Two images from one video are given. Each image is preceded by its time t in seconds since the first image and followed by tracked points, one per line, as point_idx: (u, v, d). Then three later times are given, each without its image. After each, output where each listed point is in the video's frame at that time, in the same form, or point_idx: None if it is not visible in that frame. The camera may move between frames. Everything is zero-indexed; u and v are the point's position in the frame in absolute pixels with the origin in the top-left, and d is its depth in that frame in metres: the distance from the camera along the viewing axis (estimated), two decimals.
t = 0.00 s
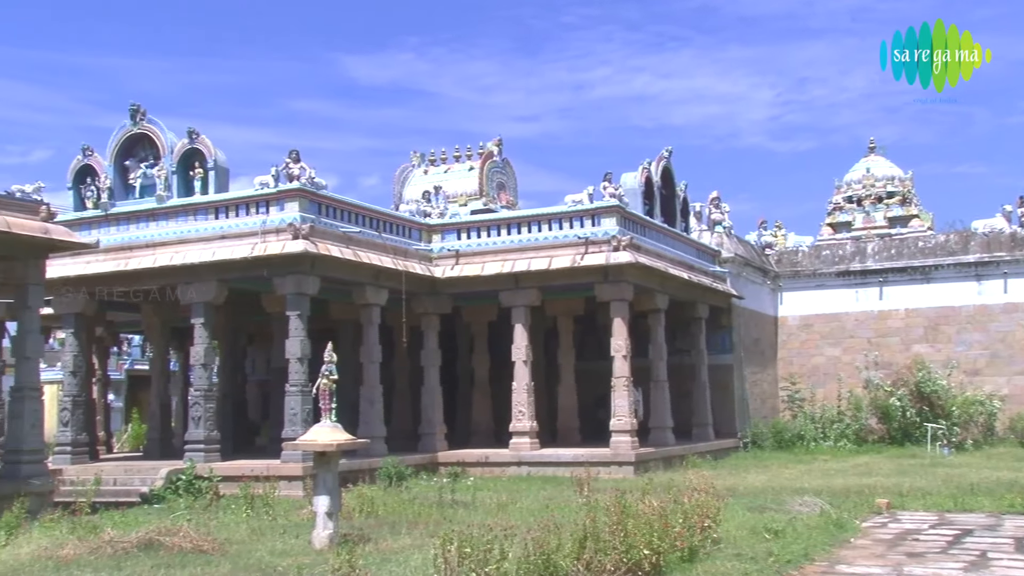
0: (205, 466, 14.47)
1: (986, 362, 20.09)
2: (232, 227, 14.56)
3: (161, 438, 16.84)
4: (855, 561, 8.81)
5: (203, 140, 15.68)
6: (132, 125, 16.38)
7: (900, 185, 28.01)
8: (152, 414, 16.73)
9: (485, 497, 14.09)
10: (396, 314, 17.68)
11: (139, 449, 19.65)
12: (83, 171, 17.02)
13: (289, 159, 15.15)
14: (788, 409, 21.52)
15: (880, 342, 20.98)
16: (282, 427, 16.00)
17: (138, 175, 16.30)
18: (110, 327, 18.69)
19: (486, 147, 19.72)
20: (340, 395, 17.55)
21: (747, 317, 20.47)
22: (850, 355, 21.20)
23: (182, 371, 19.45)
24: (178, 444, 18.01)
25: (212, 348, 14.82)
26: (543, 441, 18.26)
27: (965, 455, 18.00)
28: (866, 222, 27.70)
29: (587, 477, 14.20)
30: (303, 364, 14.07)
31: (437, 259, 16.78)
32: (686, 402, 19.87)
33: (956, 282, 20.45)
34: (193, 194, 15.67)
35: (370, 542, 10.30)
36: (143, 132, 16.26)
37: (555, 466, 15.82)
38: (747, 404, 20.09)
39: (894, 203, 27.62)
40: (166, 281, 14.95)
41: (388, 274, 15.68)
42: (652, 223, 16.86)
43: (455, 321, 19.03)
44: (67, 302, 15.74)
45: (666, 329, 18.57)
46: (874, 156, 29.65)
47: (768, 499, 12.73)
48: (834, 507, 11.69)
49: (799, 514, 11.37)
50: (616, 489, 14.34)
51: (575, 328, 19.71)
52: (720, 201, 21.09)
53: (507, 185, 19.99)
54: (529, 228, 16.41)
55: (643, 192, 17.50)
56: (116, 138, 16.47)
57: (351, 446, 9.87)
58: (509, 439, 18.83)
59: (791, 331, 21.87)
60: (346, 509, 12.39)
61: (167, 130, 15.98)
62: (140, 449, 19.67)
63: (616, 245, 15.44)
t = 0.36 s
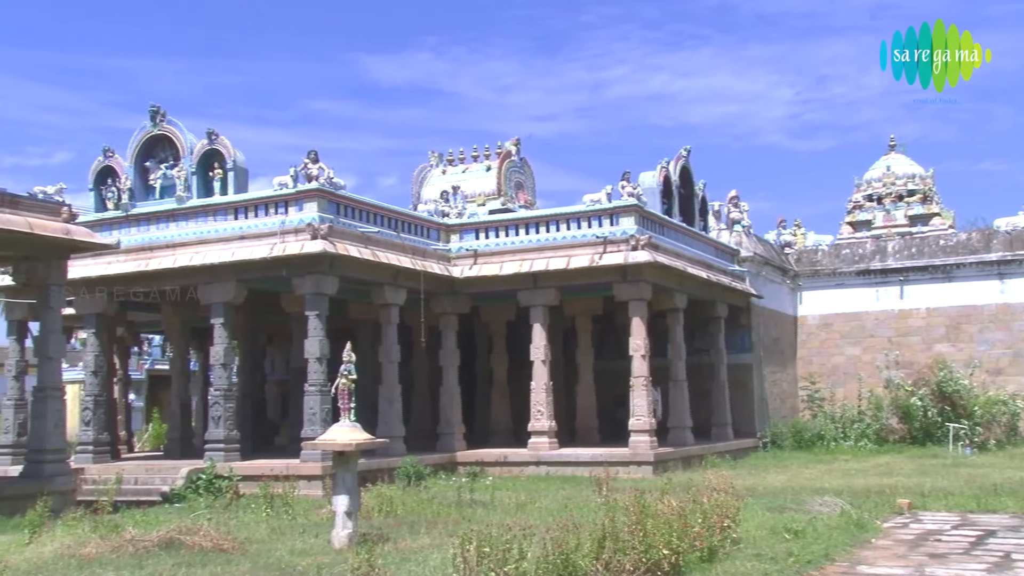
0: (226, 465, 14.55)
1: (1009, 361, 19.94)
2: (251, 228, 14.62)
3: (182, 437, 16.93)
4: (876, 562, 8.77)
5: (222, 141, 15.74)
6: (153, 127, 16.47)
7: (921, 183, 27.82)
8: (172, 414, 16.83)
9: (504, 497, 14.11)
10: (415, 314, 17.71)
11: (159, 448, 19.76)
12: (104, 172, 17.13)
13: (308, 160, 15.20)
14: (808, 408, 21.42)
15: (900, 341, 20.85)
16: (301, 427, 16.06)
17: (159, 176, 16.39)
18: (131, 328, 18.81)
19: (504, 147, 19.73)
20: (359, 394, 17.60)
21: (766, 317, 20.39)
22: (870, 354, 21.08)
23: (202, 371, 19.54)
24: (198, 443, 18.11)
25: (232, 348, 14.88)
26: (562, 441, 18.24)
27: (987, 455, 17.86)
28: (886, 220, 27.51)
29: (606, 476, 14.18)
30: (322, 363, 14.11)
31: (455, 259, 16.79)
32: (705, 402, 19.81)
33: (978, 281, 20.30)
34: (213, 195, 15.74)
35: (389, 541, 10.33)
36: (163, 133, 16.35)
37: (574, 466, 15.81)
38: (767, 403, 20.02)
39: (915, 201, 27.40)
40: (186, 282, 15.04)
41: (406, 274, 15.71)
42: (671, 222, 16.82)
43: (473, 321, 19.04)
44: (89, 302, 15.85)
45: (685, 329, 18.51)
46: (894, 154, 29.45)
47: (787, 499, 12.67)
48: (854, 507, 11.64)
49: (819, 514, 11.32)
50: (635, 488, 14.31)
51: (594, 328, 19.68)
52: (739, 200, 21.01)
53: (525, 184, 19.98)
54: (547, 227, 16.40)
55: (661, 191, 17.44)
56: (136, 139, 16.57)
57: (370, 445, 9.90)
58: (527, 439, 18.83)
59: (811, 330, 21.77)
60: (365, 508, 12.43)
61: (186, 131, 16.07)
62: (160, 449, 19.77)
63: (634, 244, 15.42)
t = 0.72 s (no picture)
0: (245, 465, 14.62)
1: None
2: (270, 228, 14.67)
3: (202, 437, 17.02)
4: (898, 562, 8.71)
5: (241, 142, 15.81)
6: (172, 128, 16.56)
7: (942, 181, 27.63)
8: (192, 413, 16.92)
9: (522, 496, 14.11)
10: (433, 313, 17.72)
11: (179, 448, 19.86)
12: (124, 173, 17.24)
13: (326, 160, 15.25)
14: (827, 408, 21.32)
15: (921, 340, 20.70)
16: (320, 427, 16.11)
17: (178, 177, 16.48)
18: (151, 328, 18.91)
19: (522, 146, 19.73)
20: (378, 394, 17.64)
21: (785, 316, 20.31)
22: (890, 354, 20.94)
23: (222, 371, 19.64)
24: (218, 443, 18.20)
25: (251, 348, 14.94)
26: (580, 440, 18.22)
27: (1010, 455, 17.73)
28: (907, 218, 27.36)
29: (625, 476, 14.16)
30: (340, 363, 14.16)
31: (473, 259, 16.80)
32: (724, 401, 19.75)
33: (1001, 280, 20.09)
34: (232, 195, 15.81)
35: (408, 541, 10.35)
36: (183, 134, 16.43)
37: (592, 465, 15.81)
38: (786, 403, 19.94)
39: (936, 200, 27.25)
40: (205, 282, 15.12)
41: (424, 274, 15.74)
42: (690, 221, 16.77)
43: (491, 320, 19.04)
44: (110, 303, 15.95)
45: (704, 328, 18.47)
46: (915, 152, 29.26)
47: (807, 499, 12.61)
48: (875, 507, 11.58)
49: (840, 514, 11.27)
50: (653, 488, 14.28)
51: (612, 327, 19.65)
52: (758, 199, 20.92)
53: (543, 184, 19.97)
54: (565, 227, 16.39)
55: (680, 190, 17.39)
56: (156, 140, 16.67)
57: (389, 444, 9.91)
58: (546, 438, 18.83)
59: (830, 329, 21.67)
60: (384, 508, 12.47)
61: (206, 132, 16.14)
62: (181, 448, 19.88)
63: (653, 243, 15.38)
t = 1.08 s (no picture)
0: (264, 464, 14.68)
1: None
2: (288, 228, 14.72)
3: (221, 437, 17.10)
4: (919, 563, 8.66)
5: (260, 142, 15.86)
6: (191, 129, 16.63)
7: (963, 179, 27.45)
8: (212, 413, 17.00)
9: (541, 496, 14.10)
10: (451, 313, 17.74)
11: (199, 447, 19.96)
12: (144, 175, 17.34)
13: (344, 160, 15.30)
14: (847, 408, 21.19)
15: (942, 340, 20.57)
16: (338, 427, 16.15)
17: (198, 178, 16.55)
18: (171, 328, 19.01)
19: (539, 146, 19.72)
20: (396, 394, 17.67)
21: (805, 315, 20.22)
22: (911, 353, 20.82)
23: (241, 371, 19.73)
24: (237, 442, 18.27)
25: (270, 348, 14.99)
26: (598, 440, 18.19)
27: None
28: (928, 217, 27.12)
29: (643, 476, 14.14)
30: (359, 363, 14.20)
31: (491, 259, 16.80)
32: (743, 401, 19.69)
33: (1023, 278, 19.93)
34: (251, 196, 15.88)
35: (427, 540, 10.37)
36: (202, 136, 16.51)
37: (611, 465, 15.80)
38: (805, 403, 19.86)
39: (957, 198, 27.06)
40: (224, 282, 15.19)
41: (442, 274, 15.75)
42: (708, 220, 16.72)
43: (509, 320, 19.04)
44: (130, 303, 16.05)
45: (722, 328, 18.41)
46: (935, 149, 29.08)
47: (827, 499, 12.56)
48: (896, 507, 11.52)
49: (861, 514, 11.22)
50: (672, 488, 14.24)
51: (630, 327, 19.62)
52: (776, 198, 20.84)
53: (560, 184, 19.96)
54: (583, 226, 16.38)
55: (698, 189, 17.34)
56: (176, 141, 16.75)
57: (407, 444, 9.92)
58: (563, 438, 18.82)
59: (850, 329, 21.56)
60: (402, 508, 12.50)
61: (225, 134, 16.21)
62: (201, 448, 19.98)
63: (671, 242, 15.35)
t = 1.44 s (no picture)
0: (286, 464, 14.75)
1: None
2: (309, 229, 14.77)
3: (243, 436, 17.18)
4: (944, 565, 8.58)
5: (281, 143, 15.93)
6: (212, 130, 16.72)
7: (988, 176, 27.24)
8: (234, 413, 17.08)
9: (562, 496, 14.10)
10: (471, 313, 17.75)
11: (222, 447, 20.07)
12: (166, 176, 17.45)
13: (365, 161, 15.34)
14: (870, 407, 21.03)
15: (966, 339, 20.41)
16: (359, 426, 16.20)
17: (219, 179, 16.64)
18: (193, 328, 19.12)
19: (559, 145, 19.71)
20: (417, 393, 17.70)
21: (827, 315, 20.11)
22: (934, 352, 20.66)
23: (263, 371, 19.82)
24: (259, 442, 18.36)
25: (291, 348, 15.05)
26: (619, 440, 18.16)
27: None
28: (952, 214, 26.43)
29: (664, 476, 14.11)
30: (380, 362, 14.24)
31: (511, 258, 16.80)
32: (765, 400, 19.61)
33: None
34: (272, 197, 15.95)
35: (448, 540, 10.37)
36: (223, 137, 16.59)
37: (632, 465, 15.78)
38: (828, 402, 19.75)
39: (981, 195, 26.86)
40: (246, 283, 15.26)
41: (463, 273, 15.77)
42: (728, 219, 16.65)
43: (530, 320, 19.04)
44: (153, 304, 16.16)
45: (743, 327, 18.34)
46: (959, 146, 28.88)
47: (850, 499, 12.50)
48: (921, 507, 11.45)
49: (884, 514, 11.16)
50: (693, 488, 14.19)
51: (651, 326, 19.57)
52: (798, 196, 20.73)
53: (580, 183, 19.94)
54: (603, 225, 16.36)
55: (718, 188, 17.28)
56: (197, 142, 16.84)
57: (428, 443, 9.93)
58: (584, 438, 18.81)
59: (873, 328, 21.44)
60: (423, 507, 12.52)
61: (246, 134, 16.29)
62: (223, 447, 20.09)
63: (691, 241, 15.31)
